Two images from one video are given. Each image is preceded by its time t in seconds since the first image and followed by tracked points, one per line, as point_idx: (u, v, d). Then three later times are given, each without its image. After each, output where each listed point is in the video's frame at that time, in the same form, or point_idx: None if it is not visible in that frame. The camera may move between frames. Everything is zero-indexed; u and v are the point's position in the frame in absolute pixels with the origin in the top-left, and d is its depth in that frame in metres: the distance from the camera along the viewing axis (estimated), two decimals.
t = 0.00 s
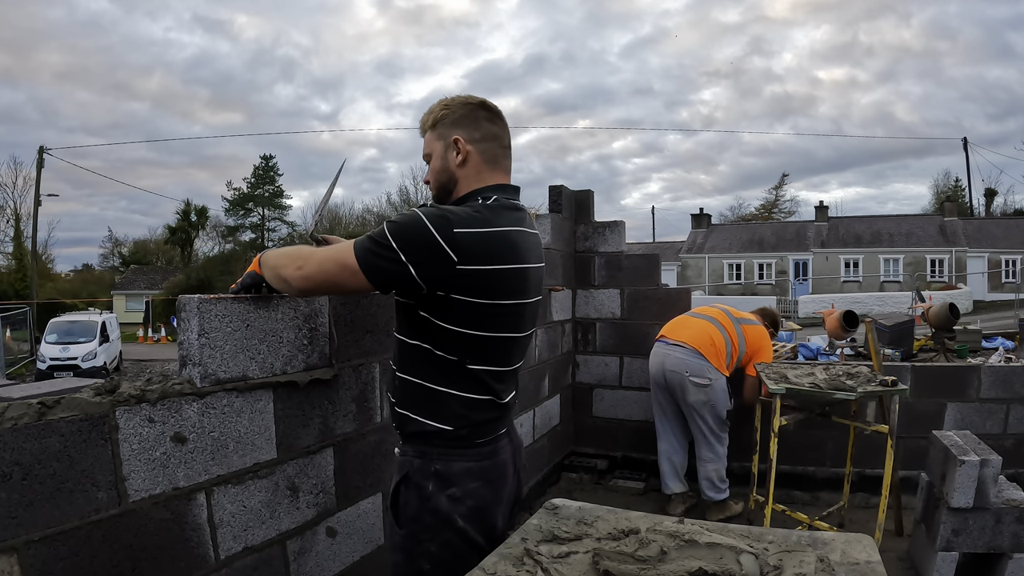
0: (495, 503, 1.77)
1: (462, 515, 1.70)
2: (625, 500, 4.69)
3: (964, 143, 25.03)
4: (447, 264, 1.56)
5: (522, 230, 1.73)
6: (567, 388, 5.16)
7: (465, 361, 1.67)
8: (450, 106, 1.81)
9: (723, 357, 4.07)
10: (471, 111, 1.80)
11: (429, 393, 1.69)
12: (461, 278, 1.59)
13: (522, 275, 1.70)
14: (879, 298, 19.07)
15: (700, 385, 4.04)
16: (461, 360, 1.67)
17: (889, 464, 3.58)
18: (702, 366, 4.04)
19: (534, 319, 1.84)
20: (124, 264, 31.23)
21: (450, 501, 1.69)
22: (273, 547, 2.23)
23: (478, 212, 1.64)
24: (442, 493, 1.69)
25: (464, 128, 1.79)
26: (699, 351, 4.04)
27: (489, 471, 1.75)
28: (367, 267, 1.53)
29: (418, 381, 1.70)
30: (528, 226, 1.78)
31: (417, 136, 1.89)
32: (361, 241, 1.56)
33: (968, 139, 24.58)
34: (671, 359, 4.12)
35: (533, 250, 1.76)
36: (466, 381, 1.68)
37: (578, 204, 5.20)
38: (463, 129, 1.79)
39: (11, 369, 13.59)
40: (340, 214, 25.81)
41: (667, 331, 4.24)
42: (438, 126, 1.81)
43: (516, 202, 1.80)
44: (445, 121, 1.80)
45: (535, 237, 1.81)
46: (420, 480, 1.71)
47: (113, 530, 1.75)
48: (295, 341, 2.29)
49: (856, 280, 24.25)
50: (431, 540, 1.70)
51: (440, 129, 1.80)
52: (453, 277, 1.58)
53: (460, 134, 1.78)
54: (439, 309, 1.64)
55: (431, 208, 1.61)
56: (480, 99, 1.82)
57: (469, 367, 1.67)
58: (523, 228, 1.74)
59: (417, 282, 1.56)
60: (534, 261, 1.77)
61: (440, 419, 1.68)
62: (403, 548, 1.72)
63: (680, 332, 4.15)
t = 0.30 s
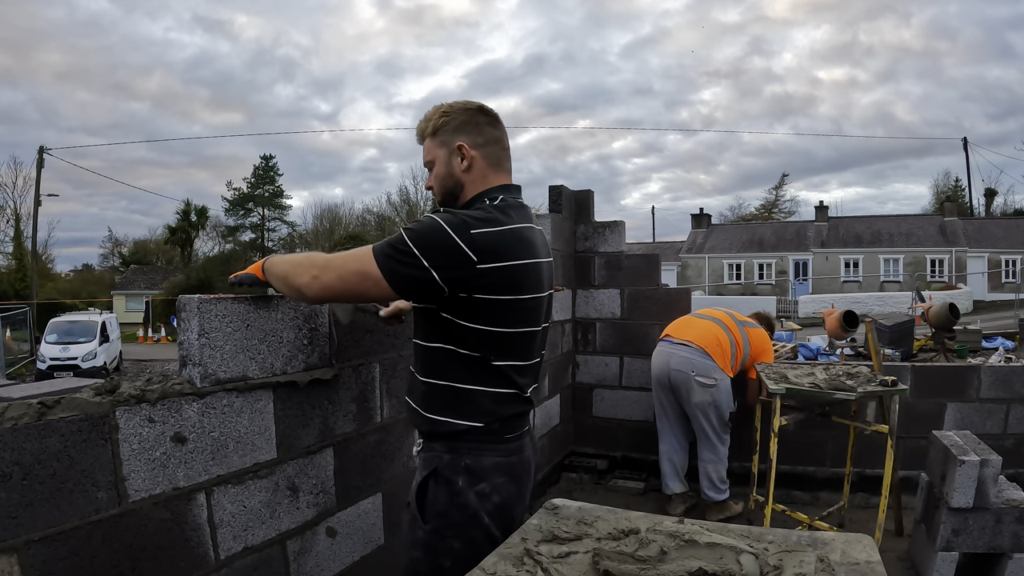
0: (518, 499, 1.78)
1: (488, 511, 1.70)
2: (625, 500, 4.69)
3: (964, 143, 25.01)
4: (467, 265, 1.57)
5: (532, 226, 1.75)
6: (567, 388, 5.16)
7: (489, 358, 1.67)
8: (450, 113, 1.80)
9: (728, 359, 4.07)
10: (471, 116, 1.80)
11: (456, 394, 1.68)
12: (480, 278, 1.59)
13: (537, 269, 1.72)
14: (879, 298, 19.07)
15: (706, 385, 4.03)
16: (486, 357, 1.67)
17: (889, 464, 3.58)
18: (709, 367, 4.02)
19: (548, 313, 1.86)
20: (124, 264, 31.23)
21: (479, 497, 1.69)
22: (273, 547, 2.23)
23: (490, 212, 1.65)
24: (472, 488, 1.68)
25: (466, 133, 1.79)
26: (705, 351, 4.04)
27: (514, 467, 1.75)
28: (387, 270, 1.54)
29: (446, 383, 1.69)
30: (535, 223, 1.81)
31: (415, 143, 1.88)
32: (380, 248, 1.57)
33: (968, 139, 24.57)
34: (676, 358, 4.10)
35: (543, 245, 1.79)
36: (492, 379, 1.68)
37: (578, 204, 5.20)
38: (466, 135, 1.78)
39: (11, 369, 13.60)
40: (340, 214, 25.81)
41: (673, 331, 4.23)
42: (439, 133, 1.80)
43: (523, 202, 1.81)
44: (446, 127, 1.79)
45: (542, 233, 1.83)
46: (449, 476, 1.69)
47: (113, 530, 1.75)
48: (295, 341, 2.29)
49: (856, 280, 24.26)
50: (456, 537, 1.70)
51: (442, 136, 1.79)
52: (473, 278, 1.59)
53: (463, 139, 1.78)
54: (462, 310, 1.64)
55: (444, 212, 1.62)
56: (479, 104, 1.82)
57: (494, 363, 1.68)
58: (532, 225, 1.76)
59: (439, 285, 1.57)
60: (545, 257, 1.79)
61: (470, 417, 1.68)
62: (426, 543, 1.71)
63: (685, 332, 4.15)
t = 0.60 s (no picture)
0: (526, 501, 1.81)
1: (497, 516, 1.72)
2: (625, 500, 4.69)
3: (964, 144, 25.00)
4: (461, 260, 1.57)
5: (529, 223, 1.75)
6: (567, 388, 5.16)
7: (486, 359, 1.67)
8: (446, 111, 1.81)
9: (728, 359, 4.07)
10: (467, 113, 1.80)
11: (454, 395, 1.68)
12: (475, 272, 1.59)
13: (534, 267, 1.71)
14: (879, 298, 19.07)
15: (707, 386, 4.03)
16: (483, 357, 1.66)
17: (889, 464, 3.58)
18: (710, 367, 4.02)
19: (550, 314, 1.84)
20: (124, 264, 31.22)
21: (485, 502, 1.70)
22: (273, 547, 2.23)
23: (486, 208, 1.66)
24: (478, 493, 1.71)
25: (463, 131, 1.79)
26: (706, 352, 4.04)
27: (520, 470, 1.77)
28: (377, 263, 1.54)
29: (444, 384, 1.69)
30: (533, 221, 1.80)
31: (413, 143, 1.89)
32: (372, 240, 1.57)
33: (968, 139, 24.57)
34: (677, 360, 4.10)
35: (541, 243, 1.78)
36: (489, 378, 1.68)
37: (578, 203, 5.20)
38: (462, 132, 1.78)
39: (11, 369, 13.60)
40: (341, 214, 25.81)
41: (673, 331, 4.23)
42: (436, 132, 1.80)
43: (520, 198, 1.81)
44: (443, 125, 1.79)
45: (542, 232, 1.83)
46: (454, 482, 1.71)
47: (113, 530, 1.75)
48: (295, 341, 2.29)
49: (856, 280, 24.26)
50: (465, 543, 1.72)
51: (439, 134, 1.80)
52: (468, 272, 1.58)
53: (459, 136, 1.78)
54: (458, 307, 1.64)
55: (439, 208, 1.62)
56: (475, 101, 1.82)
57: (491, 364, 1.67)
58: (530, 222, 1.76)
59: (432, 279, 1.56)
60: (544, 255, 1.78)
61: (469, 419, 1.68)
62: (437, 551, 1.73)
63: (686, 333, 4.15)
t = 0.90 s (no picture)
0: (525, 508, 1.81)
1: (493, 524, 1.73)
2: (625, 500, 4.69)
3: (964, 144, 25.01)
4: (451, 247, 1.57)
5: (524, 215, 1.74)
6: (567, 388, 5.16)
7: (478, 354, 1.66)
8: (442, 107, 1.82)
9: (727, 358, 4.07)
10: (463, 108, 1.80)
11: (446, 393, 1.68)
12: (465, 261, 1.59)
13: (529, 260, 1.70)
14: (879, 298, 19.08)
15: (706, 386, 4.02)
16: (474, 351, 1.65)
17: (889, 464, 3.58)
18: (708, 367, 4.02)
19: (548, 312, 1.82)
20: (124, 264, 31.22)
21: (480, 510, 1.71)
22: (273, 547, 2.23)
23: (478, 198, 1.67)
24: (473, 501, 1.71)
25: (458, 125, 1.80)
26: (705, 352, 4.03)
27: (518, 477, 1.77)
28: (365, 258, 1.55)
29: (435, 381, 1.69)
30: (529, 214, 1.79)
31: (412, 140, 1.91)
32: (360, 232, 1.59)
33: (968, 139, 24.58)
34: (676, 360, 4.10)
35: (537, 237, 1.77)
36: (480, 373, 1.67)
37: (578, 203, 5.20)
38: (457, 126, 1.79)
39: (11, 369, 13.60)
40: (341, 214, 25.82)
41: (671, 331, 4.24)
42: (432, 127, 1.82)
43: (516, 192, 1.80)
44: (438, 121, 1.81)
45: (539, 227, 1.82)
46: (448, 490, 1.72)
47: (113, 530, 1.75)
48: (295, 341, 2.29)
49: (856, 280, 24.26)
50: (461, 552, 1.73)
51: (434, 129, 1.81)
52: (457, 261, 1.59)
53: (454, 130, 1.79)
54: (448, 299, 1.64)
55: (430, 197, 1.64)
56: (472, 96, 1.83)
57: (482, 359, 1.66)
58: (524, 215, 1.75)
59: (422, 268, 1.57)
60: (540, 249, 1.77)
61: (462, 419, 1.67)
62: (431, 560, 1.75)
63: (685, 332, 4.15)
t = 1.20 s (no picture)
0: (520, 511, 1.81)
1: (488, 527, 1.72)
2: (625, 500, 4.69)
3: (964, 144, 25.01)
4: (449, 246, 1.57)
5: (522, 215, 1.74)
6: (567, 388, 5.16)
7: (473, 354, 1.65)
8: (440, 106, 1.83)
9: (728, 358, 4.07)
10: (461, 107, 1.81)
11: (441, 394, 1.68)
12: (462, 260, 1.59)
13: (527, 260, 1.70)
14: (879, 298, 19.07)
15: (707, 386, 4.02)
16: (469, 351, 1.65)
17: (889, 464, 3.58)
18: (710, 367, 4.02)
19: (546, 313, 1.82)
20: (124, 264, 31.22)
21: (475, 513, 1.71)
22: (273, 547, 2.23)
23: (477, 197, 1.67)
24: (468, 503, 1.71)
25: (455, 124, 1.80)
26: (707, 352, 4.03)
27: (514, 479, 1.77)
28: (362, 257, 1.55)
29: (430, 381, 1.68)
30: (528, 214, 1.79)
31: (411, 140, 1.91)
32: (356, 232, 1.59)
33: (968, 139, 24.58)
34: (677, 361, 4.09)
35: (535, 237, 1.77)
36: (476, 374, 1.67)
37: (578, 204, 5.20)
38: (455, 125, 1.80)
39: (11, 369, 13.61)
40: (340, 214, 25.84)
41: (672, 332, 4.23)
42: (430, 127, 1.82)
43: (514, 190, 1.80)
44: (436, 120, 1.81)
45: (538, 227, 1.82)
46: (443, 492, 1.72)
47: (114, 530, 1.75)
48: (295, 341, 2.30)
49: (856, 280, 24.26)
50: (457, 554, 1.72)
51: (432, 128, 1.81)
52: (454, 259, 1.59)
53: (452, 129, 1.79)
54: (445, 298, 1.64)
55: (427, 196, 1.64)
56: (470, 95, 1.83)
57: (478, 359, 1.66)
58: (523, 215, 1.75)
59: (418, 267, 1.57)
60: (538, 249, 1.77)
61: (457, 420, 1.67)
62: (426, 563, 1.74)
63: (686, 333, 4.15)
